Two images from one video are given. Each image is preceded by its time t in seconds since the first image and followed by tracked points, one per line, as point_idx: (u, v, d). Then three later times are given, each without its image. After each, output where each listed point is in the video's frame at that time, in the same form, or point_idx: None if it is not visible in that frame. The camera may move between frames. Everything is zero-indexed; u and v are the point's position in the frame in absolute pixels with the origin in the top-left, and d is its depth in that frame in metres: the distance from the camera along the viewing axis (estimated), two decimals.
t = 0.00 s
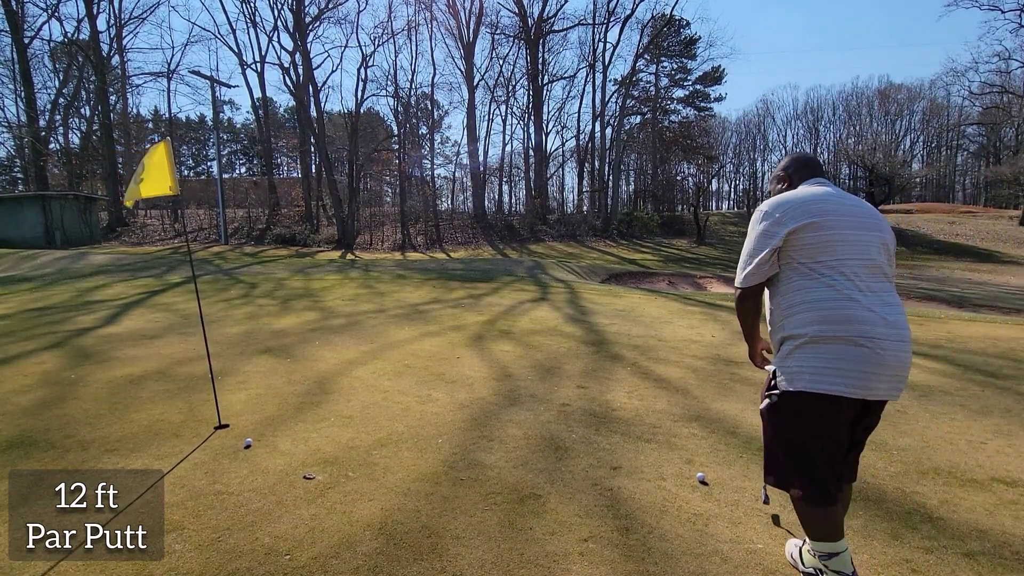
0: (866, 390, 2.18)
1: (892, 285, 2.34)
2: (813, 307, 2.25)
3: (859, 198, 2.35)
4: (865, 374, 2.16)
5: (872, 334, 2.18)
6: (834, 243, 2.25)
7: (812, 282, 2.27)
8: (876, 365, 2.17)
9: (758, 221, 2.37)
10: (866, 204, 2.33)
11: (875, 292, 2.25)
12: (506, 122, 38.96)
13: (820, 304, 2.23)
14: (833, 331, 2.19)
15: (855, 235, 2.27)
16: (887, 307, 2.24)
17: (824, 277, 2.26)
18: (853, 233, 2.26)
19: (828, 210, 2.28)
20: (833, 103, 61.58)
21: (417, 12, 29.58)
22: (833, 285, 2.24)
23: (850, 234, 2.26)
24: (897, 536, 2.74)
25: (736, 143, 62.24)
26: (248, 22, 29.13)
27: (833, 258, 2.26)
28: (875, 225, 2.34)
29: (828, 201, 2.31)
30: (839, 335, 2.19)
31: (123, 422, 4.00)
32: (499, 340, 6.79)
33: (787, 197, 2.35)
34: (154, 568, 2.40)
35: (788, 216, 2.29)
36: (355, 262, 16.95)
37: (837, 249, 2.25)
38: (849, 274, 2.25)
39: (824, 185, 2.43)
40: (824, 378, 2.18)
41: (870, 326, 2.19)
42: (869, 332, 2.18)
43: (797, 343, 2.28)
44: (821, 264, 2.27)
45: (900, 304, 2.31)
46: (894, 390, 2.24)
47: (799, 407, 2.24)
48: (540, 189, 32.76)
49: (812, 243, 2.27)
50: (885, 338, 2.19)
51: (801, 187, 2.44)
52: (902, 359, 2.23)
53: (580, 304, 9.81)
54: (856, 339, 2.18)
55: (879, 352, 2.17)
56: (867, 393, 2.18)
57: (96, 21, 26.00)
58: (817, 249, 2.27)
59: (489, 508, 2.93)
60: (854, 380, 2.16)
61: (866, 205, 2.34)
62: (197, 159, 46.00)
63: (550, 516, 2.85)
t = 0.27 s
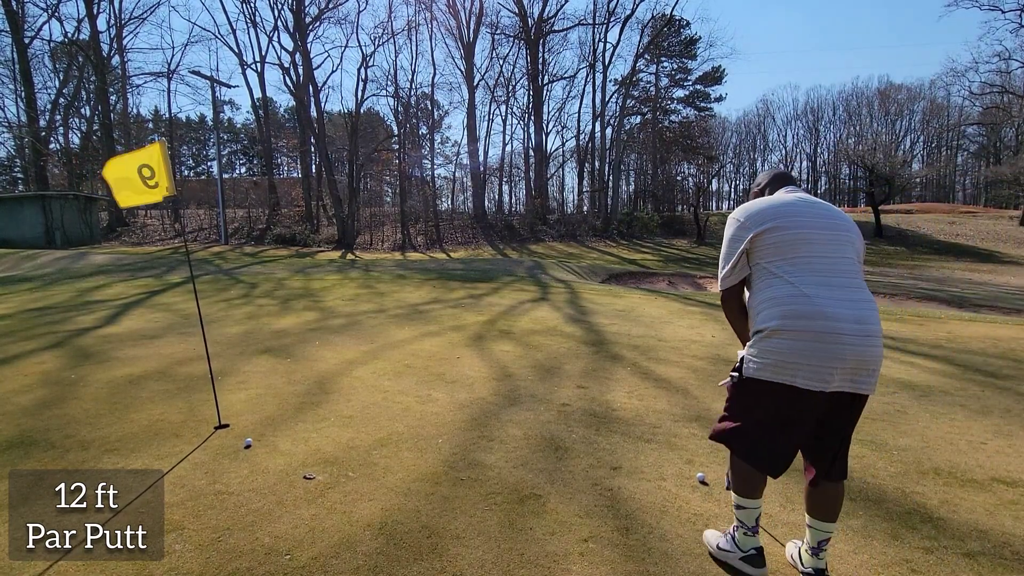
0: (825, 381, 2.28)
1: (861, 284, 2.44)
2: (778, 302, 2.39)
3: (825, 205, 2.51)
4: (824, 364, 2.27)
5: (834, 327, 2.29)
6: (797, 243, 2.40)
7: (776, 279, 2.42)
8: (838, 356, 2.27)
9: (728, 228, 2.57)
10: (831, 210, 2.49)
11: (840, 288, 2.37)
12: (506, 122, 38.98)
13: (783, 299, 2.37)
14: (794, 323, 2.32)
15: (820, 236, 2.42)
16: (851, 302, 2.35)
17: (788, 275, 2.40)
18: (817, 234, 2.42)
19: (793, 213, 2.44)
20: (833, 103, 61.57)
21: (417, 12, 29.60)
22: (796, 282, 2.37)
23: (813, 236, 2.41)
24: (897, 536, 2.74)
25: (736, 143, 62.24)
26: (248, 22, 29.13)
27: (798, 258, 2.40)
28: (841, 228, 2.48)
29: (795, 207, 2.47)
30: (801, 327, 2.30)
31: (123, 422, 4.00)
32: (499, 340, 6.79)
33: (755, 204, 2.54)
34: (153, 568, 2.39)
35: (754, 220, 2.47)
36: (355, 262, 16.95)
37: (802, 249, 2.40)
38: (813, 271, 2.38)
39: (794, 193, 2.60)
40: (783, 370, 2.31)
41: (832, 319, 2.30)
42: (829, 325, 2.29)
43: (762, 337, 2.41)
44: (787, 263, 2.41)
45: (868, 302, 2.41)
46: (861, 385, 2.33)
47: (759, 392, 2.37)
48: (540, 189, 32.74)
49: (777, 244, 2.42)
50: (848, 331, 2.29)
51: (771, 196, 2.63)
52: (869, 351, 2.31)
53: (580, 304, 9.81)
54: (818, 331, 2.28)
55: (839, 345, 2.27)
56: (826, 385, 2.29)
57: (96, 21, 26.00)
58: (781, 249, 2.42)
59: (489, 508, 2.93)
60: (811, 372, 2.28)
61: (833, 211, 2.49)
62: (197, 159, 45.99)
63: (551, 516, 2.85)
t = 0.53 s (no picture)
0: (781, 374, 2.41)
1: (822, 287, 2.56)
2: (739, 302, 2.54)
3: (791, 212, 2.65)
4: (778, 360, 2.41)
5: (788, 325, 2.42)
6: (758, 247, 2.56)
7: (739, 281, 2.57)
8: (791, 352, 2.40)
9: (699, 233, 2.75)
10: (796, 216, 2.62)
11: (799, 289, 2.50)
12: (506, 122, 38.95)
13: (743, 299, 2.53)
14: (752, 322, 2.47)
15: (782, 240, 2.56)
16: (808, 303, 2.47)
17: (749, 277, 2.55)
18: (778, 239, 2.56)
19: (757, 219, 2.59)
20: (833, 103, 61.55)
21: (417, 12, 29.58)
22: (756, 283, 2.52)
23: (775, 241, 2.56)
24: (898, 536, 2.73)
25: (736, 143, 62.21)
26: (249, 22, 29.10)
27: (759, 262, 2.55)
28: (805, 234, 2.61)
29: (760, 214, 2.63)
30: (758, 325, 2.45)
31: (124, 422, 4.00)
32: (499, 339, 6.79)
33: (725, 211, 2.72)
34: (154, 568, 2.39)
35: (721, 226, 2.65)
36: (355, 262, 16.96)
37: (762, 253, 2.55)
38: (773, 274, 2.52)
39: (765, 201, 2.75)
40: (743, 365, 2.46)
41: (788, 318, 2.43)
42: (785, 323, 2.42)
43: (727, 334, 2.57)
44: (749, 266, 2.56)
45: (828, 303, 2.52)
46: (819, 380, 2.43)
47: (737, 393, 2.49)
48: (540, 189, 32.70)
49: (740, 248, 2.59)
50: (803, 329, 2.41)
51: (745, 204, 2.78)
52: (824, 348, 2.42)
53: (580, 304, 9.81)
54: (773, 329, 2.42)
55: (792, 341, 2.40)
56: (784, 377, 2.42)
57: (96, 21, 25.96)
58: (744, 253, 2.58)
59: (489, 508, 2.92)
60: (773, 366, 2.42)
61: (798, 217, 2.62)
62: (197, 159, 45.95)
63: (551, 516, 2.85)
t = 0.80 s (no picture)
0: (778, 369, 2.42)
1: (816, 285, 2.57)
2: (734, 300, 2.55)
3: (782, 213, 2.68)
4: (773, 355, 2.41)
5: (783, 320, 2.43)
6: (752, 247, 2.57)
7: (735, 279, 2.58)
8: (787, 348, 2.40)
9: (696, 236, 2.76)
10: (788, 217, 2.65)
11: (793, 286, 2.51)
12: (506, 122, 38.96)
13: (739, 297, 2.53)
14: (747, 318, 2.48)
15: (775, 240, 2.58)
16: (801, 300, 2.48)
17: (744, 276, 2.56)
18: (771, 239, 2.58)
19: (751, 219, 2.62)
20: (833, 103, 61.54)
21: (417, 12, 29.57)
22: (751, 281, 2.53)
23: (769, 240, 2.58)
24: (898, 536, 2.73)
25: (736, 143, 62.25)
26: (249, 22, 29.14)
27: (753, 261, 2.56)
28: (797, 234, 2.64)
29: (753, 214, 2.65)
30: (753, 322, 2.46)
31: (124, 422, 4.00)
32: (499, 340, 6.79)
33: (719, 213, 2.74)
34: (154, 568, 2.40)
35: (716, 227, 2.67)
36: (355, 263, 16.97)
37: (757, 252, 2.57)
38: (768, 272, 2.53)
39: (760, 204, 2.78)
40: (741, 361, 2.46)
41: (782, 315, 2.44)
42: (779, 319, 2.43)
43: (723, 332, 2.58)
44: (744, 264, 2.58)
45: (821, 299, 2.53)
46: (815, 375, 2.44)
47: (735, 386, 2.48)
48: (540, 189, 32.68)
49: (734, 247, 2.60)
50: (797, 326, 2.42)
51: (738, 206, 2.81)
52: (819, 343, 2.42)
53: (580, 304, 9.82)
54: (767, 325, 2.43)
55: (787, 336, 2.41)
56: (780, 373, 2.42)
57: (96, 21, 25.96)
58: (738, 253, 2.59)
59: (489, 508, 2.93)
60: (770, 361, 2.42)
61: (790, 217, 2.65)
62: (198, 159, 45.98)
63: (551, 516, 2.85)
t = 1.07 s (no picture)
0: (791, 366, 2.41)
1: (826, 282, 2.59)
2: (749, 298, 2.53)
3: (791, 212, 2.70)
4: (789, 351, 2.41)
5: (798, 317, 2.42)
6: (766, 245, 2.57)
7: (749, 278, 2.57)
8: (802, 344, 2.40)
9: (707, 235, 2.75)
10: (797, 217, 2.66)
11: (806, 284, 2.52)
12: (506, 122, 38.96)
13: (754, 294, 2.51)
14: (763, 315, 2.46)
15: (787, 239, 2.59)
16: (815, 297, 2.49)
17: (758, 274, 2.56)
18: (783, 238, 2.59)
19: (764, 219, 2.62)
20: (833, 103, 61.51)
21: (417, 12, 29.56)
22: (765, 279, 2.52)
23: (781, 239, 2.58)
24: (899, 536, 2.73)
25: (735, 143, 62.26)
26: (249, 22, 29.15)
27: (768, 259, 2.56)
28: (805, 234, 2.66)
29: (764, 214, 2.66)
30: (769, 319, 2.44)
31: (124, 422, 4.00)
32: (499, 340, 6.79)
33: (731, 213, 2.73)
34: (154, 568, 2.40)
35: (729, 226, 2.66)
36: (355, 262, 16.98)
37: (770, 251, 2.56)
38: (782, 271, 2.53)
39: (768, 204, 2.78)
40: (756, 359, 2.45)
41: (798, 311, 2.43)
42: (795, 315, 2.43)
43: (737, 329, 2.56)
44: (757, 263, 2.57)
45: (833, 296, 2.55)
46: (826, 370, 2.45)
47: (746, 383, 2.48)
48: (540, 189, 32.66)
49: (747, 246, 2.60)
50: (811, 322, 2.42)
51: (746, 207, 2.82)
52: (831, 339, 2.43)
53: (580, 304, 9.81)
54: (784, 322, 2.42)
55: (801, 333, 2.41)
56: (793, 369, 2.42)
57: (96, 21, 25.97)
58: (752, 251, 2.59)
59: (489, 508, 2.93)
60: (783, 358, 2.42)
61: (799, 217, 2.67)
62: (198, 159, 45.99)
63: (551, 516, 2.85)
